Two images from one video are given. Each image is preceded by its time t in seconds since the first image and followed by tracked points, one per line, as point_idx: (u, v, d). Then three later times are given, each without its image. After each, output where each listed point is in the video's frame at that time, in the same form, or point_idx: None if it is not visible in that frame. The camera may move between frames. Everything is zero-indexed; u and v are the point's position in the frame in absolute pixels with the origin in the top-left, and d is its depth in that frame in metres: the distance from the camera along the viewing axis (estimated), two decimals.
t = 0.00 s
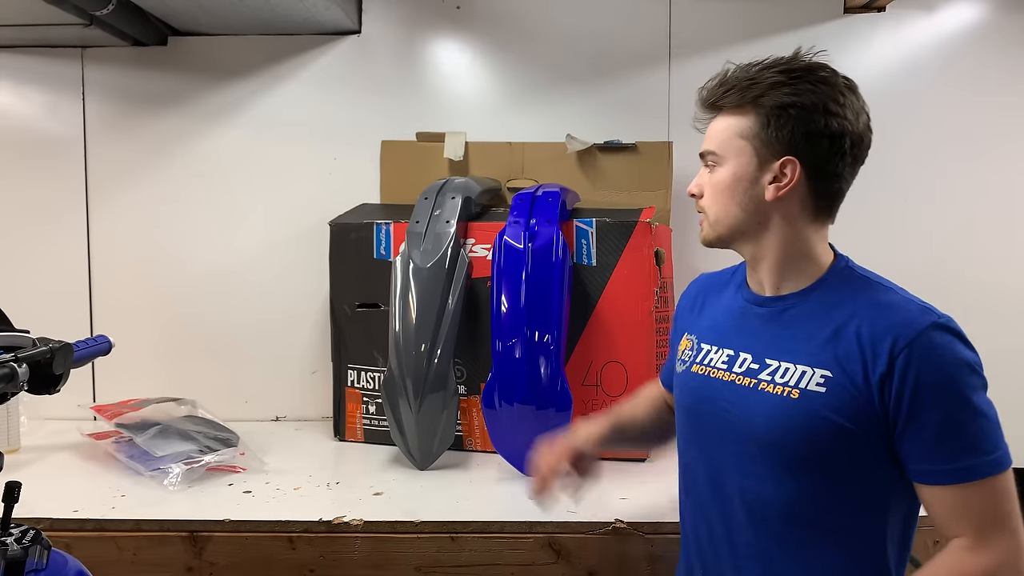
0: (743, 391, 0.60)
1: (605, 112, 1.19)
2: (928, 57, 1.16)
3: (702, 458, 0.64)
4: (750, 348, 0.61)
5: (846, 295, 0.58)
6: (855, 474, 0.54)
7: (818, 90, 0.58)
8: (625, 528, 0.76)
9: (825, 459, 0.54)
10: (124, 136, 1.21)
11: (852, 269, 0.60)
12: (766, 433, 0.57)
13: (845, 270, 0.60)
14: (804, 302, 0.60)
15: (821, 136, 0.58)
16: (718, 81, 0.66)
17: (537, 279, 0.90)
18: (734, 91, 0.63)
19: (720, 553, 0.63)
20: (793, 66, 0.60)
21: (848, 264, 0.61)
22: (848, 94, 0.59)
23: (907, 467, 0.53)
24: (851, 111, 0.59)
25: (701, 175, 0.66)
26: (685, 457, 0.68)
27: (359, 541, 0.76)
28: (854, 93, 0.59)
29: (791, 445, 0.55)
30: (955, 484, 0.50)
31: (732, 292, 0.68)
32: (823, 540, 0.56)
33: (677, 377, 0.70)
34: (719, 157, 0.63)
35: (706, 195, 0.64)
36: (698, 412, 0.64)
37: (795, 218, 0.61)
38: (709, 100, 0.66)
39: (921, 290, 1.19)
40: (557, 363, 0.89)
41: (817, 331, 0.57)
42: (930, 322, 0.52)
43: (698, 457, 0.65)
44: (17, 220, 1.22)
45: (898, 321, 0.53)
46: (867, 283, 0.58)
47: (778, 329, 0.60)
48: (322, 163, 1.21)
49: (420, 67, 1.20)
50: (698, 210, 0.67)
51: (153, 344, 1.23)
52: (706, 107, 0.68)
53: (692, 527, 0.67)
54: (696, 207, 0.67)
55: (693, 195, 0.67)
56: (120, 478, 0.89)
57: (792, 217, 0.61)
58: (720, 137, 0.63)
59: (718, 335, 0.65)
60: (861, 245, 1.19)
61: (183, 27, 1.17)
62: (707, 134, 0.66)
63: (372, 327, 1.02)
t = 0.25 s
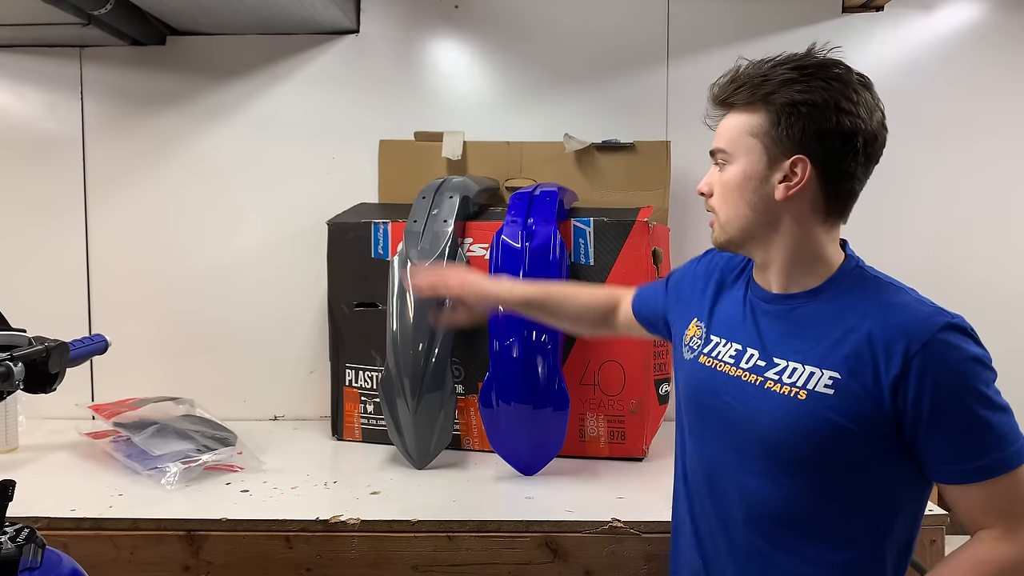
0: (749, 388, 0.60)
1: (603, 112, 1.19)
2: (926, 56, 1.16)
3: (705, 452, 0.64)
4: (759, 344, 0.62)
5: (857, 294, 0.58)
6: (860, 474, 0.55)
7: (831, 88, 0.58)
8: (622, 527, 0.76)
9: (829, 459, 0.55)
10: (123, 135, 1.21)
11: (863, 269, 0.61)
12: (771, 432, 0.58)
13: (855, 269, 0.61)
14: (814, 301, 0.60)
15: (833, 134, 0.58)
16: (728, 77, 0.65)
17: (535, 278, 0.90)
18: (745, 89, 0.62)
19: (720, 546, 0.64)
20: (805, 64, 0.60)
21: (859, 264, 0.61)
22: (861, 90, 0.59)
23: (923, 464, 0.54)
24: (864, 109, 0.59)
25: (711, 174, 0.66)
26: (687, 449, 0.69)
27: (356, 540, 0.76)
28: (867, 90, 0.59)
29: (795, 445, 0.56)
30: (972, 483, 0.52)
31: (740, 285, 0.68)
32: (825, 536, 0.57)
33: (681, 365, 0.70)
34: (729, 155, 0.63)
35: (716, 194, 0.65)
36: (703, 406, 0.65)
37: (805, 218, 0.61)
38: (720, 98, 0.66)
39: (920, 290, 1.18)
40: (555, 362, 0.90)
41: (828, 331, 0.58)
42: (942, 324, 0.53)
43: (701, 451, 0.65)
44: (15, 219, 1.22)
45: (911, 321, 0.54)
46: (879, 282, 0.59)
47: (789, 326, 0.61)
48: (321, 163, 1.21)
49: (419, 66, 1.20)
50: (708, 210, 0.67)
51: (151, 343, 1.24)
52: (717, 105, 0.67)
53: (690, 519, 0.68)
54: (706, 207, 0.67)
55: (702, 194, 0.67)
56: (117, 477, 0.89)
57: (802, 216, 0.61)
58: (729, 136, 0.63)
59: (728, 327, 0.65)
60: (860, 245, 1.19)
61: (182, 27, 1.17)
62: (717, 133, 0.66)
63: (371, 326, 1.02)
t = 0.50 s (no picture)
0: (750, 387, 0.61)
1: (600, 112, 1.19)
2: (923, 56, 1.16)
3: (704, 450, 0.64)
4: (759, 342, 0.62)
5: (858, 293, 0.59)
6: (858, 473, 0.56)
7: (831, 89, 0.58)
8: (618, 526, 0.76)
9: (829, 458, 0.56)
10: (120, 135, 1.21)
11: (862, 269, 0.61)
12: (771, 432, 0.58)
13: (854, 269, 0.61)
14: (815, 301, 0.60)
15: (834, 135, 0.58)
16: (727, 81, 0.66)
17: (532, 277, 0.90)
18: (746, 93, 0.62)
19: (716, 543, 0.64)
20: (804, 67, 0.60)
21: (858, 263, 0.62)
22: (860, 91, 0.59)
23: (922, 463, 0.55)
24: (864, 110, 0.59)
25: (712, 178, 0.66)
26: (684, 445, 0.69)
27: (352, 539, 0.76)
28: (867, 90, 0.60)
29: (796, 445, 0.57)
30: (970, 483, 0.53)
31: (737, 283, 0.68)
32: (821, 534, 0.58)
33: (680, 359, 0.69)
34: (729, 158, 0.63)
35: (717, 197, 0.65)
36: (703, 403, 0.65)
37: (806, 220, 0.61)
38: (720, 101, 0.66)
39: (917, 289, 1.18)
40: (552, 361, 0.90)
41: (831, 331, 0.58)
42: (944, 325, 0.53)
43: (699, 448, 0.65)
44: (13, 219, 1.22)
45: (913, 321, 0.54)
46: (879, 281, 0.59)
47: (789, 325, 0.61)
48: (319, 162, 1.21)
49: (416, 66, 1.20)
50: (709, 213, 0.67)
51: (149, 343, 1.24)
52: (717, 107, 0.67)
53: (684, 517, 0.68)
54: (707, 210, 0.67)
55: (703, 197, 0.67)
56: (114, 476, 0.89)
57: (803, 218, 0.61)
58: (730, 139, 0.63)
59: (728, 326, 0.65)
60: (857, 244, 1.19)
61: (179, 26, 1.17)
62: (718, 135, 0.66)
63: (368, 326, 1.02)
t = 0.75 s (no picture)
0: (748, 387, 0.61)
1: (600, 112, 1.19)
2: (923, 56, 1.16)
3: (702, 452, 0.64)
4: (757, 343, 0.62)
5: (855, 293, 0.59)
6: (857, 474, 0.56)
7: (839, 89, 0.58)
8: (617, 527, 0.76)
9: (828, 458, 0.56)
10: (120, 135, 1.21)
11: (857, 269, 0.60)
12: (770, 433, 0.58)
13: (849, 271, 0.60)
14: (812, 303, 0.60)
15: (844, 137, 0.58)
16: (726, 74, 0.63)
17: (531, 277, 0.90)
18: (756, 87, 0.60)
19: (713, 544, 0.64)
20: (813, 64, 0.59)
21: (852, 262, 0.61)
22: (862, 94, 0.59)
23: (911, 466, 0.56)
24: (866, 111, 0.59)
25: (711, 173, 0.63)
26: (678, 447, 0.69)
27: (352, 540, 0.76)
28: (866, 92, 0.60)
29: (796, 446, 0.57)
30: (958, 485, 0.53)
31: (730, 285, 0.67)
32: (820, 535, 0.58)
33: (674, 362, 0.69)
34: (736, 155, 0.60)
35: (720, 195, 0.61)
36: (700, 405, 0.64)
37: (813, 220, 0.61)
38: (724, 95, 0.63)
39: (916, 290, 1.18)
40: (551, 362, 0.90)
41: (829, 331, 0.58)
42: (943, 324, 0.53)
43: (695, 451, 0.65)
44: (13, 219, 1.22)
45: (912, 319, 0.54)
46: (875, 281, 0.59)
47: (787, 325, 0.61)
48: (318, 162, 1.21)
49: (416, 66, 1.20)
50: (706, 211, 0.64)
51: (149, 343, 1.24)
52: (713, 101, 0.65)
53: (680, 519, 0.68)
54: (703, 207, 0.64)
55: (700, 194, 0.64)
56: (113, 477, 0.89)
57: (808, 220, 0.60)
58: (739, 134, 0.60)
59: (724, 328, 0.65)
60: (857, 245, 1.19)
61: (179, 26, 1.17)
62: (719, 129, 0.62)
63: (367, 326, 1.02)
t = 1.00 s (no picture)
0: (750, 388, 0.60)
1: (601, 112, 1.19)
2: (924, 55, 1.16)
3: (706, 454, 0.64)
4: (757, 343, 0.62)
5: (855, 290, 0.58)
6: (860, 473, 0.56)
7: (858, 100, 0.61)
8: (619, 528, 0.76)
9: (831, 458, 0.56)
10: (119, 134, 1.21)
11: (854, 266, 0.61)
12: (773, 433, 0.58)
13: (845, 268, 0.60)
14: (814, 302, 0.60)
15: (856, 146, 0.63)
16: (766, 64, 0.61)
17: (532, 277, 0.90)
18: (807, 82, 0.59)
19: (718, 547, 0.64)
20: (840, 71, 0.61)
21: (848, 260, 0.61)
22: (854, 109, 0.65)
23: (901, 464, 0.55)
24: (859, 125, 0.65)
25: (763, 165, 0.59)
26: (682, 449, 0.69)
27: (352, 541, 0.76)
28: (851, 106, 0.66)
29: (798, 445, 0.56)
30: (942, 481, 0.52)
31: (730, 285, 0.67)
32: (826, 537, 0.58)
33: (676, 364, 0.68)
34: (800, 150, 0.59)
35: (783, 189, 0.58)
36: (703, 407, 0.64)
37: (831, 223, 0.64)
38: (764, 82, 0.60)
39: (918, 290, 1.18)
40: (552, 362, 0.89)
41: (829, 327, 0.58)
42: (939, 317, 0.53)
43: (700, 453, 0.65)
44: (12, 219, 1.22)
45: (909, 312, 0.54)
46: (874, 278, 0.59)
47: (788, 324, 0.61)
48: (318, 161, 1.20)
49: (416, 65, 1.20)
50: (754, 204, 0.59)
51: (149, 343, 1.23)
52: (747, 89, 0.62)
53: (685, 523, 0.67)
54: (751, 200, 0.59)
55: (751, 185, 0.59)
56: (113, 477, 0.89)
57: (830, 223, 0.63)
58: (801, 129, 0.59)
59: (726, 328, 0.65)
60: (858, 245, 1.19)
61: (178, 25, 1.16)
62: (768, 119, 0.59)
63: (367, 326, 1.02)
